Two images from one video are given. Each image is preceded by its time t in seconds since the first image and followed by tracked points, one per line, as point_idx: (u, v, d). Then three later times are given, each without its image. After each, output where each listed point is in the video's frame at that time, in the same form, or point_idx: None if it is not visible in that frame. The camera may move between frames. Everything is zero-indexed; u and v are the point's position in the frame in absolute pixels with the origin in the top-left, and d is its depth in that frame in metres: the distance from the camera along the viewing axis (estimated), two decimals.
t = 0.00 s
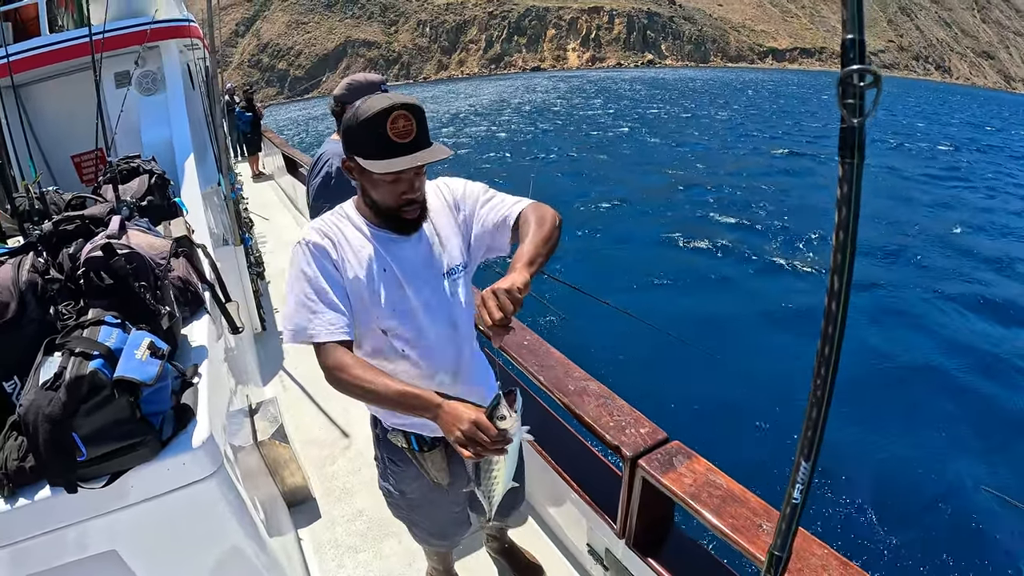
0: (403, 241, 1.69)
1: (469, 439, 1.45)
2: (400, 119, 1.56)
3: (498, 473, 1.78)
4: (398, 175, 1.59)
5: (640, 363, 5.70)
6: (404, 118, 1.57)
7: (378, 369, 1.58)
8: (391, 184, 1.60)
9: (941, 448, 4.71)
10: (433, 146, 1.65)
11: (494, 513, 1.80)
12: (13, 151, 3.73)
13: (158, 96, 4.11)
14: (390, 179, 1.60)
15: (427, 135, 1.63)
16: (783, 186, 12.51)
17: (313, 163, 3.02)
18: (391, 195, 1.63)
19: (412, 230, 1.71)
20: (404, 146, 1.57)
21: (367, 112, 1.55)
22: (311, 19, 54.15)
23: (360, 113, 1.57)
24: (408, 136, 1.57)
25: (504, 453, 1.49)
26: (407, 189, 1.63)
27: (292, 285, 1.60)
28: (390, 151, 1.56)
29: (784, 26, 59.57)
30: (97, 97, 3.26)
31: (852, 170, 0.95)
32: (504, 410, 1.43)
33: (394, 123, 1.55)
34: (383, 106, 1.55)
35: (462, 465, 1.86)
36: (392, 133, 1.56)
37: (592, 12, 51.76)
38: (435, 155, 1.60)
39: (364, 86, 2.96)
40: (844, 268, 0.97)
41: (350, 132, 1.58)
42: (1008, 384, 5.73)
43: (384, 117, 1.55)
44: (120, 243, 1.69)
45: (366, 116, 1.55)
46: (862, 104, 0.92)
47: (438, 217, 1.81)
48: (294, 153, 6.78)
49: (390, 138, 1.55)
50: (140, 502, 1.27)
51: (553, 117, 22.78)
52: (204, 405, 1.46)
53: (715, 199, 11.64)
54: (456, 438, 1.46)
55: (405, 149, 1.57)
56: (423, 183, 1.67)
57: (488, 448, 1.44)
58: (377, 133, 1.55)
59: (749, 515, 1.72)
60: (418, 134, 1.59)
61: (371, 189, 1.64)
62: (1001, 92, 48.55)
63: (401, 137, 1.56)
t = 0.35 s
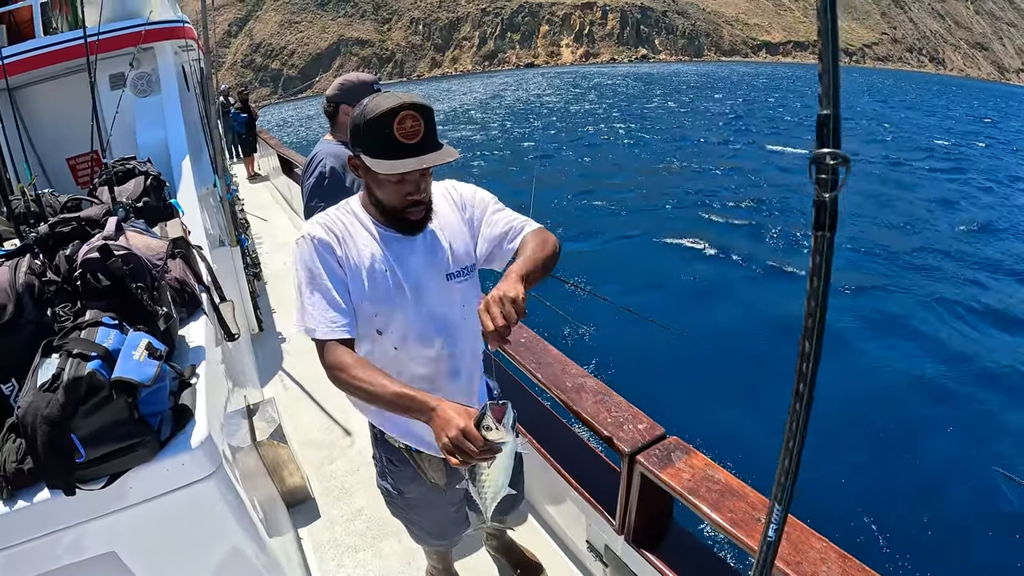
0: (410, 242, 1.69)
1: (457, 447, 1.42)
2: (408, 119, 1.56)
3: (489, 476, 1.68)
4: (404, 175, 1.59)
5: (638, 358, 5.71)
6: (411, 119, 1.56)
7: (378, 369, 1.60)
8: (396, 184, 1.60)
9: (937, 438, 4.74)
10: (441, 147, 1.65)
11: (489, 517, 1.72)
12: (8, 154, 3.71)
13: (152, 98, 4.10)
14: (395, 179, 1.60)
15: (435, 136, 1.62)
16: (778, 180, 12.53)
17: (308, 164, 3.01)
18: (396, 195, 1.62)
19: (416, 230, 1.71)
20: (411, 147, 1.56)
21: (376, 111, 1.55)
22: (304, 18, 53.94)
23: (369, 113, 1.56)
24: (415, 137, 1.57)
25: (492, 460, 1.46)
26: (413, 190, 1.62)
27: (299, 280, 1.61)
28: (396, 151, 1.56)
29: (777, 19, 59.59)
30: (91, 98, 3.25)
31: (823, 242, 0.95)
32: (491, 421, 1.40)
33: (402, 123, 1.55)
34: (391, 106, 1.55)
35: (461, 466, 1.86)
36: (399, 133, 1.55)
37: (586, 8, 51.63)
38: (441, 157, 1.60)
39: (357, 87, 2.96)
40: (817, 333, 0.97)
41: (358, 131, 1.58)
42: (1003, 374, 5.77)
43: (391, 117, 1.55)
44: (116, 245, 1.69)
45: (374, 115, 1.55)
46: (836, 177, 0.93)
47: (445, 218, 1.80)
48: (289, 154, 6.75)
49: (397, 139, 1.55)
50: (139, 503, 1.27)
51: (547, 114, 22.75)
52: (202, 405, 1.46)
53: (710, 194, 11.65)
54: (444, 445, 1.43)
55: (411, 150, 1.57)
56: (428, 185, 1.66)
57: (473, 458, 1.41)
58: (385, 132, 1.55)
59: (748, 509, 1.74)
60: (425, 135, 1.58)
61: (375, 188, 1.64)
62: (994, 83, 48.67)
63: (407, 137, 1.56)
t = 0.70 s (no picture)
0: (408, 242, 1.69)
1: (445, 440, 1.44)
2: (388, 109, 1.58)
3: (479, 474, 1.68)
4: (390, 166, 1.60)
5: (637, 353, 5.72)
6: (392, 108, 1.59)
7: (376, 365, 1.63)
8: (385, 176, 1.61)
9: (934, 433, 4.76)
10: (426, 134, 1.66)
11: (485, 517, 1.71)
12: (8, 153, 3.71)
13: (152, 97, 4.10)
14: (383, 171, 1.61)
15: (419, 124, 1.64)
16: (778, 174, 12.52)
17: (302, 163, 3.00)
18: (385, 187, 1.63)
19: (413, 224, 1.71)
20: (392, 136, 1.59)
21: (356, 103, 1.58)
22: (303, 15, 53.87)
23: (350, 106, 1.60)
24: (397, 126, 1.59)
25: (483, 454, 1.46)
26: (401, 182, 1.63)
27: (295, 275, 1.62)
28: (379, 142, 1.58)
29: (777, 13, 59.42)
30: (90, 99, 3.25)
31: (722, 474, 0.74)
32: (478, 417, 1.39)
33: (382, 114, 1.57)
34: (371, 97, 1.58)
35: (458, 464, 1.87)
36: (380, 124, 1.58)
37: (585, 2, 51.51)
38: (425, 145, 1.60)
39: (351, 85, 2.95)
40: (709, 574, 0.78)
41: (343, 127, 1.62)
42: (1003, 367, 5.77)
43: (372, 108, 1.58)
44: (115, 243, 1.69)
45: (354, 108, 1.58)
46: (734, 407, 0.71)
47: (444, 215, 1.81)
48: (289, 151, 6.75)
49: (377, 129, 1.57)
50: (138, 500, 1.28)
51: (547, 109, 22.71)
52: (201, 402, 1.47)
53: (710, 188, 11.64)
54: (434, 438, 1.45)
55: (392, 139, 1.58)
56: (417, 177, 1.66)
57: (459, 452, 1.41)
58: (367, 123, 1.57)
59: (743, 505, 1.74)
60: (408, 123, 1.61)
61: (365, 182, 1.65)
62: (995, 75, 48.49)
63: (389, 127, 1.58)
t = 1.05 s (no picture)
0: (417, 239, 1.69)
1: (450, 438, 1.46)
2: (389, 114, 1.55)
3: (484, 478, 1.67)
4: (394, 171, 1.57)
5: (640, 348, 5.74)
6: (393, 113, 1.55)
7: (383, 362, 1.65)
8: (388, 181, 1.59)
9: (939, 425, 4.74)
10: (428, 138, 1.62)
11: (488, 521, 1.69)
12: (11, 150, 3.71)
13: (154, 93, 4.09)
14: (386, 176, 1.58)
15: (421, 128, 1.60)
16: (781, 169, 12.48)
17: (303, 161, 3.01)
18: (389, 191, 1.61)
19: (417, 225, 1.70)
20: (394, 142, 1.55)
21: (356, 109, 1.55)
22: (304, 12, 53.83)
23: (352, 110, 1.56)
24: (398, 131, 1.56)
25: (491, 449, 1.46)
26: (405, 186, 1.61)
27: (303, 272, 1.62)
28: (380, 148, 1.55)
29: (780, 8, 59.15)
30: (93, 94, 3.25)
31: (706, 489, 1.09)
32: (480, 415, 1.41)
33: (383, 119, 1.54)
34: (371, 102, 1.54)
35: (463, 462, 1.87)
36: (381, 129, 1.55)
37: None
38: (428, 149, 1.58)
39: (352, 81, 2.95)
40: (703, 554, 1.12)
41: (344, 131, 1.59)
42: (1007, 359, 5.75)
43: (373, 112, 1.54)
44: (119, 239, 1.69)
45: (355, 112, 1.55)
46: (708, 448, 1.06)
47: (452, 212, 1.80)
48: (290, 147, 6.74)
49: (379, 135, 1.54)
50: (143, 495, 1.28)
51: (549, 105, 22.65)
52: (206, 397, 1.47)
53: (713, 183, 11.61)
54: (439, 436, 1.48)
55: (394, 145, 1.55)
56: (422, 180, 1.64)
57: (466, 450, 1.44)
58: (368, 129, 1.54)
59: (749, 501, 1.74)
60: (409, 126, 1.57)
61: (371, 186, 1.63)
62: (999, 69, 48.27)
63: (390, 132, 1.55)
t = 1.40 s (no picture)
0: (419, 238, 1.68)
1: (455, 439, 1.46)
2: (391, 113, 1.51)
3: (492, 476, 1.66)
4: (397, 171, 1.55)
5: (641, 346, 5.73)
6: (395, 112, 1.51)
7: (388, 363, 1.64)
8: (390, 180, 1.57)
9: (949, 426, 4.70)
10: (431, 137, 1.59)
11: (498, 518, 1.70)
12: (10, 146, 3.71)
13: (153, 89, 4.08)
14: (388, 176, 1.56)
15: (423, 126, 1.57)
16: (784, 168, 12.43)
17: (303, 157, 3.00)
18: (392, 190, 1.59)
19: (421, 224, 1.68)
20: (396, 142, 1.52)
21: (358, 107, 1.51)
22: (306, 10, 53.75)
23: (353, 108, 1.52)
24: (401, 130, 1.52)
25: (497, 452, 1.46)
26: (408, 185, 1.58)
27: (304, 272, 1.60)
28: (382, 149, 1.52)
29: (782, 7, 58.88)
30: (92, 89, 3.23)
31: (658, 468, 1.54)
32: (487, 417, 1.39)
33: (385, 118, 1.50)
34: (373, 101, 1.50)
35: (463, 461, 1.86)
36: (383, 128, 1.51)
37: None
38: (431, 150, 1.55)
39: (351, 76, 2.94)
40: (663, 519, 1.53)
41: (344, 129, 1.55)
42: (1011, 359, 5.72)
43: (374, 111, 1.50)
44: (116, 235, 1.68)
45: (356, 111, 1.51)
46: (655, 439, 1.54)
47: (453, 210, 1.78)
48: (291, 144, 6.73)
49: (380, 135, 1.51)
50: (138, 494, 1.27)
51: (551, 103, 22.56)
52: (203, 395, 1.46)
53: (715, 182, 11.57)
54: (445, 437, 1.47)
55: (396, 145, 1.52)
56: (425, 180, 1.61)
57: (469, 452, 1.43)
58: (369, 128, 1.50)
59: (751, 502, 1.73)
60: (412, 126, 1.53)
61: (373, 184, 1.61)
62: (1003, 69, 48.07)
63: (392, 132, 1.51)
